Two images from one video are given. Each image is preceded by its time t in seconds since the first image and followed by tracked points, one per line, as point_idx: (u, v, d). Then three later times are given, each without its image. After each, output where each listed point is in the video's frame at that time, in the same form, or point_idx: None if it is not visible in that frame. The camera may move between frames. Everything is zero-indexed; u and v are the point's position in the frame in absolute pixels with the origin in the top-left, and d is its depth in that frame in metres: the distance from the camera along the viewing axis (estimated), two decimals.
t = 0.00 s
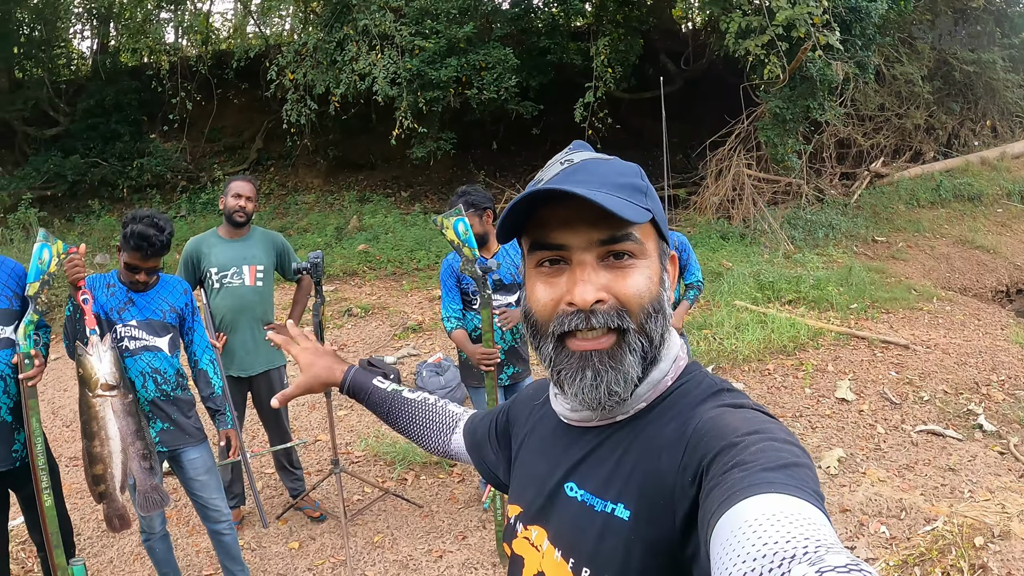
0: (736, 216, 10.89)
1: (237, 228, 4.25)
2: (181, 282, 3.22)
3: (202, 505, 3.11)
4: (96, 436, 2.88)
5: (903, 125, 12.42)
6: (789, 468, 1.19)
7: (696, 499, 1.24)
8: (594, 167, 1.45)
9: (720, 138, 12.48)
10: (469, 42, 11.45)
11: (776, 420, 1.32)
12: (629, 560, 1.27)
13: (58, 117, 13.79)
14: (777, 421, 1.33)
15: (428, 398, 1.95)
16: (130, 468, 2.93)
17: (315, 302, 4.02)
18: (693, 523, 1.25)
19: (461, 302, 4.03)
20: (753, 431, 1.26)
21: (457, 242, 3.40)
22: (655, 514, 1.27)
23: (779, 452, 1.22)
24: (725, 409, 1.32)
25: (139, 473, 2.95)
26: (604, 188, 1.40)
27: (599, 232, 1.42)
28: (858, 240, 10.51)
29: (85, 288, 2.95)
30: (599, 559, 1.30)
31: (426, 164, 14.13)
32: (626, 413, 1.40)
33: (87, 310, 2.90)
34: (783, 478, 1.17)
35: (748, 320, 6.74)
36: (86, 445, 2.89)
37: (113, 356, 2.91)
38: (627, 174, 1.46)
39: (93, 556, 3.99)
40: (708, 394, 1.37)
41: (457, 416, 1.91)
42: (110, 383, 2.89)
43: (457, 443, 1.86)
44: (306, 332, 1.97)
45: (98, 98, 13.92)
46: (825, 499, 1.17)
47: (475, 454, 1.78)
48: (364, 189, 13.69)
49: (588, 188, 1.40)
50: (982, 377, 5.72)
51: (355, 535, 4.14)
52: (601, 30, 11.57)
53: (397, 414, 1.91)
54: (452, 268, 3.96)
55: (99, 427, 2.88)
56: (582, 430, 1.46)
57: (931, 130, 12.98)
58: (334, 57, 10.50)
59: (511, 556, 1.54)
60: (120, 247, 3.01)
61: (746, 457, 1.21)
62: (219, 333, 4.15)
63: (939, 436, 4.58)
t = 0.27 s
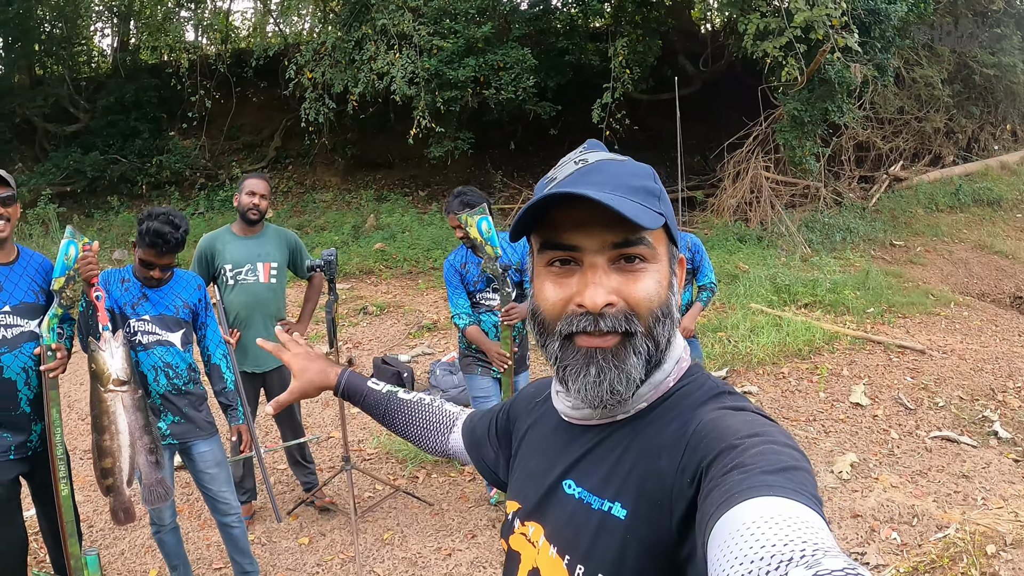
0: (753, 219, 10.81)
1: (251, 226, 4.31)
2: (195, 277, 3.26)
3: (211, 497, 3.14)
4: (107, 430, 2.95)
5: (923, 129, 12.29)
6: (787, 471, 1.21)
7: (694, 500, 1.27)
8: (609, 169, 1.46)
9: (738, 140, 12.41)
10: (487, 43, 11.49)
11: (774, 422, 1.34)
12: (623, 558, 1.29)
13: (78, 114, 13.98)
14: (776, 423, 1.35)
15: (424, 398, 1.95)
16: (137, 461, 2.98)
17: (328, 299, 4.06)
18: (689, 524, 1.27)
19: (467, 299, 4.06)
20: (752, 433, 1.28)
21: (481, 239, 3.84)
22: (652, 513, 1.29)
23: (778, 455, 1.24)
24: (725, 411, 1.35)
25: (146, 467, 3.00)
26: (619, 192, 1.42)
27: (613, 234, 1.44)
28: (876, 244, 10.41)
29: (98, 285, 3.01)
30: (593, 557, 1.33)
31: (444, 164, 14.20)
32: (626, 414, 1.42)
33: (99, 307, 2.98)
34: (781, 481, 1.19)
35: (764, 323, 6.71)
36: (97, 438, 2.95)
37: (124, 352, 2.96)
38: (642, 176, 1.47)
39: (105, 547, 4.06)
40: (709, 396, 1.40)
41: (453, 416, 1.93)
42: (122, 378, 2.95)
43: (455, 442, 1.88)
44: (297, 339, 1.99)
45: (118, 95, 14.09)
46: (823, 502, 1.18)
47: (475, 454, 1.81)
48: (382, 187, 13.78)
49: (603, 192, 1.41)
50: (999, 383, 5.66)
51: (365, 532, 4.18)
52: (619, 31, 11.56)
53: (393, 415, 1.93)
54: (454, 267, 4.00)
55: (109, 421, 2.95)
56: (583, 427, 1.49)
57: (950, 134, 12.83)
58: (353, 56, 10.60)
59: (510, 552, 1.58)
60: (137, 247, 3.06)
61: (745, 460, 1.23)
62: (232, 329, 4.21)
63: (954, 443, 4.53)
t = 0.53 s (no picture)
0: (766, 224, 10.78)
1: (262, 224, 4.36)
2: (206, 274, 3.33)
3: (221, 492, 3.22)
4: (118, 422, 2.98)
5: (937, 134, 12.20)
6: (783, 467, 1.24)
7: (690, 496, 1.29)
8: (638, 162, 1.49)
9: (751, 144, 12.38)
10: (502, 45, 11.53)
11: (770, 417, 1.37)
12: (620, 553, 1.33)
13: (94, 113, 14.15)
14: (772, 419, 1.37)
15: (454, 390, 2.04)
16: (145, 454, 3.00)
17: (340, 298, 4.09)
18: (685, 519, 1.30)
19: (463, 300, 4.08)
20: (749, 430, 1.31)
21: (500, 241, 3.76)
22: (650, 509, 1.32)
23: (774, 451, 1.27)
24: (722, 407, 1.37)
25: (152, 459, 3.03)
26: (644, 184, 1.44)
27: (635, 224, 1.46)
28: (889, 250, 10.35)
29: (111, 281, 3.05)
30: (590, 553, 1.37)
31: (458, 166, 14.27)
32: (623, 408, 1.45)
33: (112, 301, 3.02)
34: (776, 477, 1.21)
35: (776, 328, 6.70)
36: (108, 430, 2.98)
37: (136, 346, 3.01)
38: (667, 172, 1.49)
39: (116, 541, 4.12)
40: (706, 392, 1.42)
41: (475, 411, 1.97)
42: (134, 371, 2.99)
43: (472, 437, 1.91)
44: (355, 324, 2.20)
45: (134, 94, 14.25)
46: (818, 497, 1.20)
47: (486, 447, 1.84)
48: (395, 188, 13.86)
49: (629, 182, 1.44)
50: (1011, 390, 5.62)
51: (374, 530, 4.22)
52: (633, 34, 11.57)
53: (423, 400, 2.03)
54: (452, 269, 4.01)
55: (122, 414, 2.98)
56: (579, 421, 1.52)
57: (965, 140, 12.74)
58: (367, 57, 10.69)
59: (508, 548, 1.62)
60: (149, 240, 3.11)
61: (741, 455, 1.25)
62: (244, 326, 4.25)
63: (965, 450, 4.51)
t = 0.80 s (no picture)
0: (770, 228, 10.78)
1: (267, 221, 4.38)
2: (209, 269, 3.37)
3: (222, 487, 3.24)
4: (124, 415, 3.00)
5: (942, 141, 12.18)
6: (786, 466, 1.23)
7: (692, 495, 1.30)
8: (633, 165, 1.50)
9: (757, 147, 12.36)
10: (509, 45, 11.52)
11: (774, 417, 1.37)
12: (624, 552, 1.34)
13: (100, 107, 14.19)
14: (776, 418, 1.37)
15: (488, 398, 2.09)
16: (152, 446, 3.04)
17: (344, 295, 4.11)
18: (688, 519, 1.30)
19: (443, 302, 3.91)
20: (751, 428, 1.31)
21: (508, 238, 3.86)
22: (652, 509, 1.33)
23: (776, 449, 1.27)
24: (724, 407, 1.38)
25: (159, 451, 3.06)
26: (640, 189, 1.45)
27: (630, 231, 1.46)
28: (893, 255, 10.34)
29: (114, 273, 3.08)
30: (594, 551, 1.39)
31: (462, 165, 14.29)
32: (627, 408, 1.47)
33: (116, 294, 3.04)
34: (779, 476, 1.21)
35: (778, 332, 6.70)
36: (115, 423, 3.00)
37: (141, 339, 3.02)
38: (663, 175, 1.50)
39: (117, 535, 4.14)
40: (709, 392, 1.43)
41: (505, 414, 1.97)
42: (139, 364, 3.00)
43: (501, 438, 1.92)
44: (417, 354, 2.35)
45: (140, 89, 14.29)
46: (821, 496, 1.20)
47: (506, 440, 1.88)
48: (400, 186, 13.89)
49: (625, 187, 1.45)
50: (1012, 398, 5.61)
51: (375, 528, 4.24)
52: (640, 36, 11.58)
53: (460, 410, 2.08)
54: (435, 268, 3.90)
55: (128, 406, 3.00)
56: (583, 421, 1.56)
57: (970, 147, 12.72)
58: (374, 55, 10.72)
59: (513, 546, 1.66)
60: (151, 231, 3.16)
61: (743, 454, 1.25)
62: (248, 322, 4.27)
63: (965, 457, 4.51)
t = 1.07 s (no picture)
0: (768, 224, 10.78)
1: (265, 213, 4.36)
2: (205, 260, 3.34)
3: (216, 480, 3.24)
4: (119, 406, 2.98)
5: (941, 140, 12.17)
6: (786, 468, 1.23)
7: (692, 496, 1.29)
8: (632, 167, 1.50)
9: (756, 144, 12.35)
10: (509, 38, 11.29)
11: (774, 418, 1.37)
12: (622, 555, 1.34)
13: (97, 95, 14.10)
14: (776, 419, 1.37)
15: (491, 407, 2.07)
16: (147, 438, 3.03)
17: (341, 288, 4.09)
18: (686, 520, 1.31)
19: (420, 294, 3.85)
20: (750, 430, 1.31)
21: (498, 234, 3.68)
22: (651, 511, 1.33)
23: (776, 452, 1.26)
24: (723, 408, 1.37)
25: (155, 443, 3.05)
26: (639, 190, 1.45)
27: (630, 233, 1.46)
28: (890, 254, 10.36)
29: (111, 263, 3.06)
30: (593, 553, 1.39)
31: (460, 157, 14.26)
32: (626, 410, 1.47)
33: (113, 284, 3.02)
34: (779, 478, 1.21)
35: (774, 329, 6.71)
36: (109, 414, 2.98)
37: (137, 329, 3.01)
38: (663, 176, 1.49)
39: (111, 526, 4.13)
40: (709, 393, 1.43)
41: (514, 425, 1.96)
42: (135, 354, 2.99)
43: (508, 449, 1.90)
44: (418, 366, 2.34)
45: (138, 77, 14.20)
46: (821, 497, 1.20)
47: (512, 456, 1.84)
48: (398, 179, 13.85)
49: (624, 189, 1.45)
50: (1007, 399, 5.63)
51: (369, 521, 4.24)
52: (641, 31, 11.54)
53: (463, 423, 2.06)
54: (413, 259, 3.81)
55: (122, 397, 2.98)
56: (583, 422, 1.55)
57: (968, 147, 12.72)
58: (373, 46, 10.67)
59: (515, 547, 1.66)
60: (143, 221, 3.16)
61: (743, 457, 1.25)
62: (243, 314, 4.27)
63: (959, 457, 4.52)
